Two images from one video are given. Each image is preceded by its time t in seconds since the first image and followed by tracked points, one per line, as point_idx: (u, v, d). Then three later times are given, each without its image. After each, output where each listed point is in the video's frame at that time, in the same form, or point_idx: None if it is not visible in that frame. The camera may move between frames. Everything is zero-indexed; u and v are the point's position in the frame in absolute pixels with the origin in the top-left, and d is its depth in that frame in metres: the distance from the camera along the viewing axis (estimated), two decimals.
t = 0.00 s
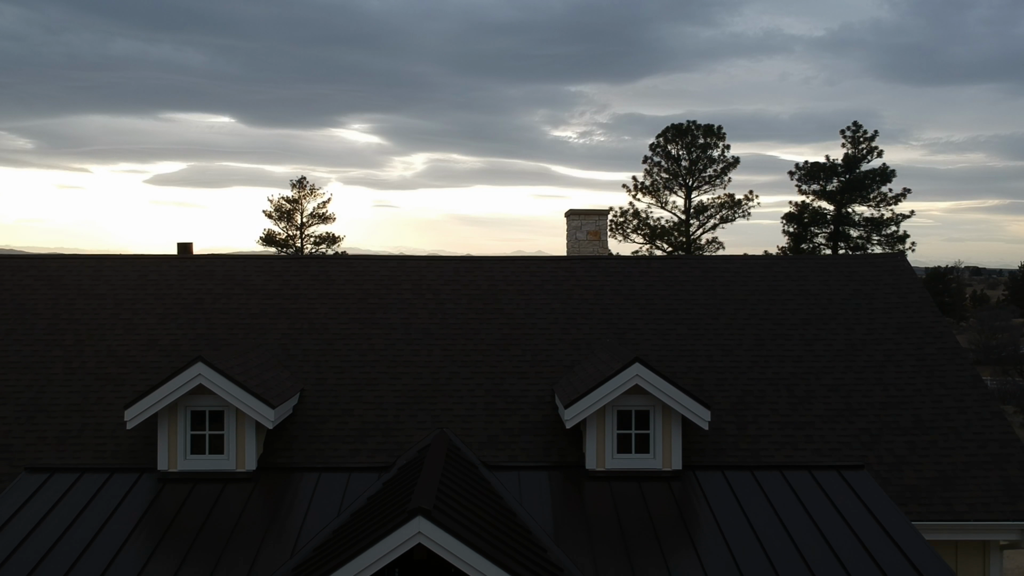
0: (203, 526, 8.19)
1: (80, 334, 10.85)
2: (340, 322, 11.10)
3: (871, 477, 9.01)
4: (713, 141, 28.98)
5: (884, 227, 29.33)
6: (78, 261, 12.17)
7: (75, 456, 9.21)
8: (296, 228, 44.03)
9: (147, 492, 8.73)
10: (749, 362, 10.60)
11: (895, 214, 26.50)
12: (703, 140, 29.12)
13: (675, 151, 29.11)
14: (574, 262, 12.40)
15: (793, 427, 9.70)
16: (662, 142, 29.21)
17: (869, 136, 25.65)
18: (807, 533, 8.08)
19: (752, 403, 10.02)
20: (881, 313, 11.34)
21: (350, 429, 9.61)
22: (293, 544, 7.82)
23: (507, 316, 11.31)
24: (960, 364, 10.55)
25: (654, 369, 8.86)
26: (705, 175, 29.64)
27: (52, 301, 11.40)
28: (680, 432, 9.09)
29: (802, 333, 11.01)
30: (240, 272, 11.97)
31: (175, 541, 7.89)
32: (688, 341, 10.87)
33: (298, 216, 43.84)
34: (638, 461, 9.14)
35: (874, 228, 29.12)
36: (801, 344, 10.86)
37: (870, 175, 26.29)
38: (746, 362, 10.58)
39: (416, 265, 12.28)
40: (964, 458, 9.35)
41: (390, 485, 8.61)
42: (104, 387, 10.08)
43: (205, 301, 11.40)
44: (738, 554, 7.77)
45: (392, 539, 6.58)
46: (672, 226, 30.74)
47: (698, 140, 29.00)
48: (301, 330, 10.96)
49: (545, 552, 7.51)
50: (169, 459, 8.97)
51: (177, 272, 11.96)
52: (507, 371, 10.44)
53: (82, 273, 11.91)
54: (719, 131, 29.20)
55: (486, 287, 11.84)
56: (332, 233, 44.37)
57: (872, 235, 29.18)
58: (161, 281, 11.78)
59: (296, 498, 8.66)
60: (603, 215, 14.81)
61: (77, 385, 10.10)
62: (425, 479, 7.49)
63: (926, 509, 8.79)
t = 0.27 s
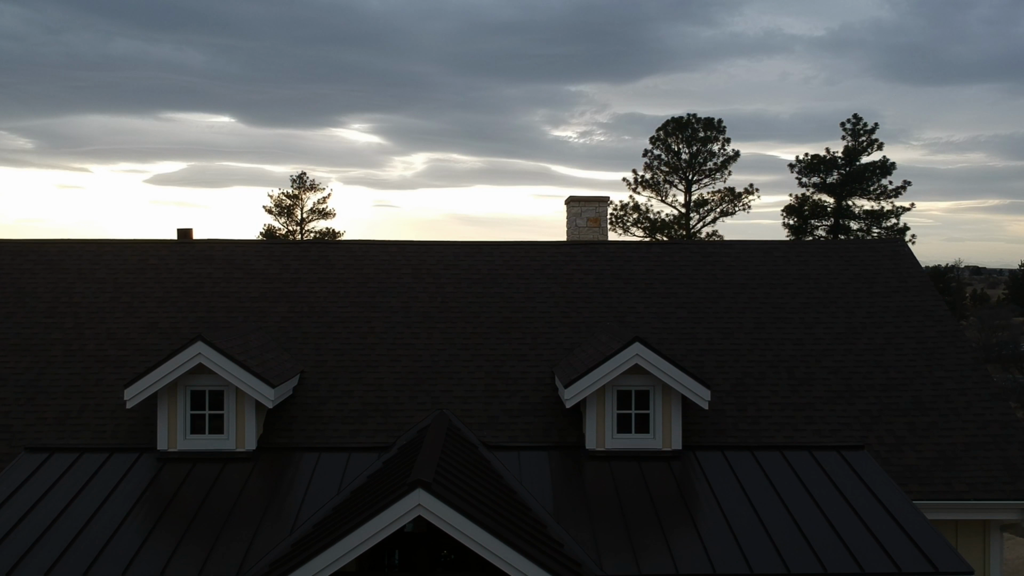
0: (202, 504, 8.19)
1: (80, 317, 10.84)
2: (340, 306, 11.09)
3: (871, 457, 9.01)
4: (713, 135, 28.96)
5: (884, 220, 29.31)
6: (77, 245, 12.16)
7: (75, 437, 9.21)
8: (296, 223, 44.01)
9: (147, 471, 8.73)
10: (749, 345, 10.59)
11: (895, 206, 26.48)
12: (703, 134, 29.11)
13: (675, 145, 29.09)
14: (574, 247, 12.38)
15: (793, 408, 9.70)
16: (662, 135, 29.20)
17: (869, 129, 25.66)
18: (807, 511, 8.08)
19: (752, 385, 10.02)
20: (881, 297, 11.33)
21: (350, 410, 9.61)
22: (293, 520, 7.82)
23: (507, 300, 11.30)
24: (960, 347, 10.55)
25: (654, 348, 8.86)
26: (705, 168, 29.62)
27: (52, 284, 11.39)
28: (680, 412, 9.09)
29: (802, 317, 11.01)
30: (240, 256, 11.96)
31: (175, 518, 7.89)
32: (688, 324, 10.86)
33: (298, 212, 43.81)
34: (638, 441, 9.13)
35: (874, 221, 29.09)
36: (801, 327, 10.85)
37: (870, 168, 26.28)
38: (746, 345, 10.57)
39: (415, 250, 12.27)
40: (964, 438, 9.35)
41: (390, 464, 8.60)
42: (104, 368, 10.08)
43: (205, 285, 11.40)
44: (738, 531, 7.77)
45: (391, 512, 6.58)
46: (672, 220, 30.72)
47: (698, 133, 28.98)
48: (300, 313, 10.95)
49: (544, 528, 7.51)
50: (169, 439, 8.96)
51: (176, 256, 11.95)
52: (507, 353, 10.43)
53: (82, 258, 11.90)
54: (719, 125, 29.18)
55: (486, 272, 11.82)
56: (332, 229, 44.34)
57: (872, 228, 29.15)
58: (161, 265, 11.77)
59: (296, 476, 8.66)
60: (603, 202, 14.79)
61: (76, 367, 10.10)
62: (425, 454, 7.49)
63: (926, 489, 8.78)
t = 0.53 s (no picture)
0: (202, 482, 8.19)
1: (80, 300, 10.83)
2: (340, 289, 11.08)
3: (871, 437, 9.00)
4: (713, 128, 28.98)
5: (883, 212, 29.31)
6: (77, 230, 12.16)
7: (74, 416, 9.20)
8: (296, 220, 44.04)
9: (147, 451, 8.72)
10: (750, 328, 10.59)
11: (895, 199, 26.50)
12: (703, 127, 29.12)
13: (675, 138, 29.12)
14: (574, 232, 12.37)
15: (793, 389, 9.70)
16: (662, 129, 29.22)
17: (869, 121, 25.71)
18: (807, 489, 8.08)
19: (752, 367, 10.02)
20: (881, 281, 11.33)
21: (350, 390, 9.61)
22: (293, 497, 7.82)
23: (507, 284, 11.29)
24: (960, 330, 10.55)
25: (654, 328, 8.86)
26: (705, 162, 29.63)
27: (51, 268, 11.38)
28: (680, 392, 9.09)
29: (802, 300, 11.01)
30: (239, 240, 11.95)
31: (175, 495, 7.89)
32: (688, 307, 10.85)
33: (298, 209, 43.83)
34: (637, 421, 9.13)
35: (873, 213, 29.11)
36: (801, 310, 10.85)
37: (870, 161, 26.31)
38: (746, 327, 10.57)
39: (415, 235, 12.26)
40: (964, 419, 9.36)
41: (390, 443, 8.59)
42: (104, 350, 10.07)
43: (204, 269, 11.39)
44: (738, 507, 7.77)
45: (392, 484, 6.57)
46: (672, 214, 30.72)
47: (698, 127, 28.99)
48: (300, 296, 10.94)
49: (545, 504, 7.50)
50: (169, 418, 8.96)
51: (176, 241, 11.94)
52: (507, 335, 10.44)
53: (82, 242, 11.90)
54: (719, 119, 29.19)
55: (486, 257, 11.82)
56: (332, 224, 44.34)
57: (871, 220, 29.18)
58: (161, 249, 11.77)
59: (296, 455, 8.65)
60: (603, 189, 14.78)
61: (76, 349, 10.09)
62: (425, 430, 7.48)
63: (927, 468, 8.77)
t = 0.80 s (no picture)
0: (201, 460, 8.18)
1: (79, 283, 10.83)
2: (339, 273, 11.07)
3: (871, 417, 9.00)
4: (713, 122, 28.96)
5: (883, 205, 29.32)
6: (77, 215, 12.14)
7: (73, 397, 9.19)
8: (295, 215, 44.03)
9: (146, 430, 8.71)
10: (750, 311, 10.58)
11: (895, 191, 26.50)
12: (704, 121, 29.11)
13: (675, 132, 29.10)
14: (574, 217, 12.36)
15: (793, 371, 9.69)
16: (662, 122, 29.20)
17: (869, 114, 25.70)
18: (807, 467, 8.08)
19: (752, 349, 10.01)
20: (881, 265, 11.32)
21: (350, 371, 9.60)
22: (292, 474, 7.82)
23: (507, 268, 11.29)
24: (960, 313, 10.54)
25: (654, 307, 8.85)
26: (705, 155, 29.61)
27: (51, 252, 11.37)
28: (680, 372, 9.09)
29: (802, 283, 10.99)
30: (239, 225, 11.94)
31: (174, 473, 7.89)
32: (688, 291, 10.84)
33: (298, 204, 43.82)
34: (637, 401, 9.13)
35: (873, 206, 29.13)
36: (801, 293, 10.84)
37: (870, 153, 26.31)
38: (746, 310, 10.56)
39: (415, 219, 12.25)
40: (964, 400, 9.35)
41: (389, 421, 8.59)
42: (103, 332, 10.07)
43: (204, 253, 11.38)
44: (738, 484, 7.77)
45: (392, 457, 6.57)
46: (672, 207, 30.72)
47: (699, 120, 28.97)
48: (299, 280, 10.93)
49: (544, 480, 7.49)
50: (168, 398, 8.95)
51: (175, 225, 11.93)
52: (506, 318, 10.43)
53: (81, 227, 11.88)
54: (719, 112, 29.17)
55: (486, 241, 11.80)
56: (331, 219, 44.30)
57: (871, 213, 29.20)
58: (160, 234, 11.75)
59: (295, 434, 8.65)
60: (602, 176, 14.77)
61: (75, 331, 10.09)
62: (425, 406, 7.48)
63: (926, 448, 8.77)
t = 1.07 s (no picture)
0: (201, 438, 8.18)
1: (79, 267, 10.82)
2: (339, 256, 11.07)
3: (871, 397, 8.99)
4: (713, 116, 28.96)
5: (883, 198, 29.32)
6: (76, 200, 12.13)
7: (72, 377, 9.18)
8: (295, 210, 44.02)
9: (145, 409, 8.71)
10: (749, 294, 10.57)
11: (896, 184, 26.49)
12: (703, 114, 29.11)
13: (675, 126, 29.11)
14: (574, 202, 12.35)
15: (793, 352, 9.68)
16: (662, 115, 29.20)
17: (869, 107, 25.68)
18: (807, 445, 8.07)
19: (751, 331, 10.00)
20: (881, 249, 11.31)
21: (349, 353, 9.60)
22: (291, 452, 7.81)
23: (507, 252, 11.28)
24: (960, 296, 10.53)
25: (654, 287, 8.84)
26: (705, 149, 29.62)
27: (50, 236, 11.37)
28: (679, 352, 9.09)
29: (802, 267, 10.99)
30: (238, 210, 11.94)
31: (173, 451, 7.88)
32: (688, 274, 10.83)
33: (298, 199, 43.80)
34: (637, 381, 9.13)
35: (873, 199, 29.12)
36: (801, 277, 10.83)
37: (870, 146, 26.30)
38: (746, 293, 10.55)
39: (414, 205, 12.24)
40: (964, 381, 9.34)
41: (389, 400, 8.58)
42: (103, 314, 10.07)
43: (203, 237, 11.37)
44: (738, 462, 7.76)
45: (392, 430, 6.57)
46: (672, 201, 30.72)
47: (698, 114, 28.97)
48: (299, 263, 10.93)
49: (545, 456, 7.49)
50: (168, 378, 8.95)
51: (175, 210, 11.92)
52: (506, 301, 10.42)
53: (80, 212, 11.87)
54: (719, 106, 29.17)
55: (485, 226, 11.79)
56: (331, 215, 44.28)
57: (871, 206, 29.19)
58: (160, 219, 11.74)
59: (295, 414, 8.64)
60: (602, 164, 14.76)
61: (75, 314, 10.09)
62: (425, 382, 7.47)
63: (926, 427, 8.77)
